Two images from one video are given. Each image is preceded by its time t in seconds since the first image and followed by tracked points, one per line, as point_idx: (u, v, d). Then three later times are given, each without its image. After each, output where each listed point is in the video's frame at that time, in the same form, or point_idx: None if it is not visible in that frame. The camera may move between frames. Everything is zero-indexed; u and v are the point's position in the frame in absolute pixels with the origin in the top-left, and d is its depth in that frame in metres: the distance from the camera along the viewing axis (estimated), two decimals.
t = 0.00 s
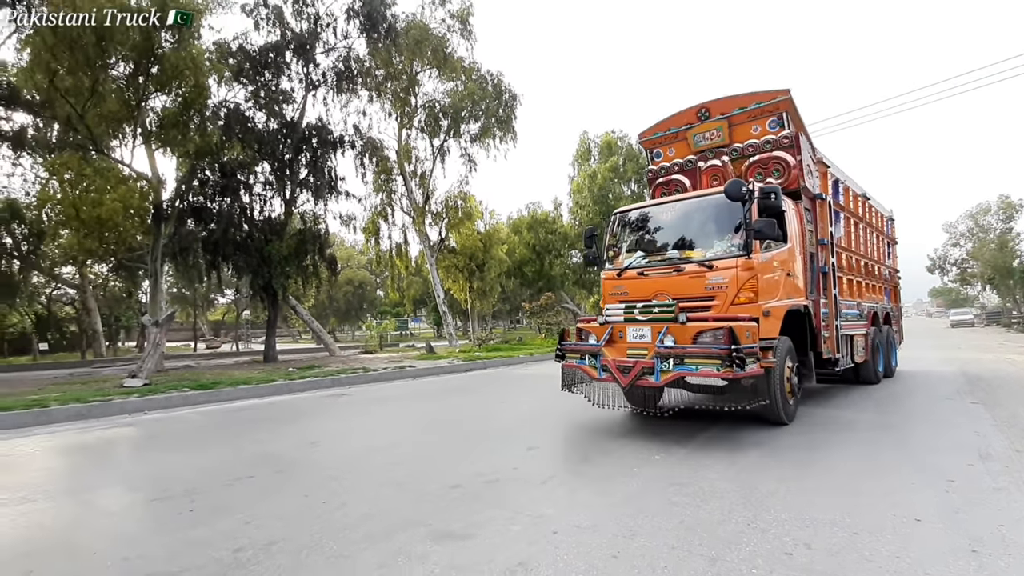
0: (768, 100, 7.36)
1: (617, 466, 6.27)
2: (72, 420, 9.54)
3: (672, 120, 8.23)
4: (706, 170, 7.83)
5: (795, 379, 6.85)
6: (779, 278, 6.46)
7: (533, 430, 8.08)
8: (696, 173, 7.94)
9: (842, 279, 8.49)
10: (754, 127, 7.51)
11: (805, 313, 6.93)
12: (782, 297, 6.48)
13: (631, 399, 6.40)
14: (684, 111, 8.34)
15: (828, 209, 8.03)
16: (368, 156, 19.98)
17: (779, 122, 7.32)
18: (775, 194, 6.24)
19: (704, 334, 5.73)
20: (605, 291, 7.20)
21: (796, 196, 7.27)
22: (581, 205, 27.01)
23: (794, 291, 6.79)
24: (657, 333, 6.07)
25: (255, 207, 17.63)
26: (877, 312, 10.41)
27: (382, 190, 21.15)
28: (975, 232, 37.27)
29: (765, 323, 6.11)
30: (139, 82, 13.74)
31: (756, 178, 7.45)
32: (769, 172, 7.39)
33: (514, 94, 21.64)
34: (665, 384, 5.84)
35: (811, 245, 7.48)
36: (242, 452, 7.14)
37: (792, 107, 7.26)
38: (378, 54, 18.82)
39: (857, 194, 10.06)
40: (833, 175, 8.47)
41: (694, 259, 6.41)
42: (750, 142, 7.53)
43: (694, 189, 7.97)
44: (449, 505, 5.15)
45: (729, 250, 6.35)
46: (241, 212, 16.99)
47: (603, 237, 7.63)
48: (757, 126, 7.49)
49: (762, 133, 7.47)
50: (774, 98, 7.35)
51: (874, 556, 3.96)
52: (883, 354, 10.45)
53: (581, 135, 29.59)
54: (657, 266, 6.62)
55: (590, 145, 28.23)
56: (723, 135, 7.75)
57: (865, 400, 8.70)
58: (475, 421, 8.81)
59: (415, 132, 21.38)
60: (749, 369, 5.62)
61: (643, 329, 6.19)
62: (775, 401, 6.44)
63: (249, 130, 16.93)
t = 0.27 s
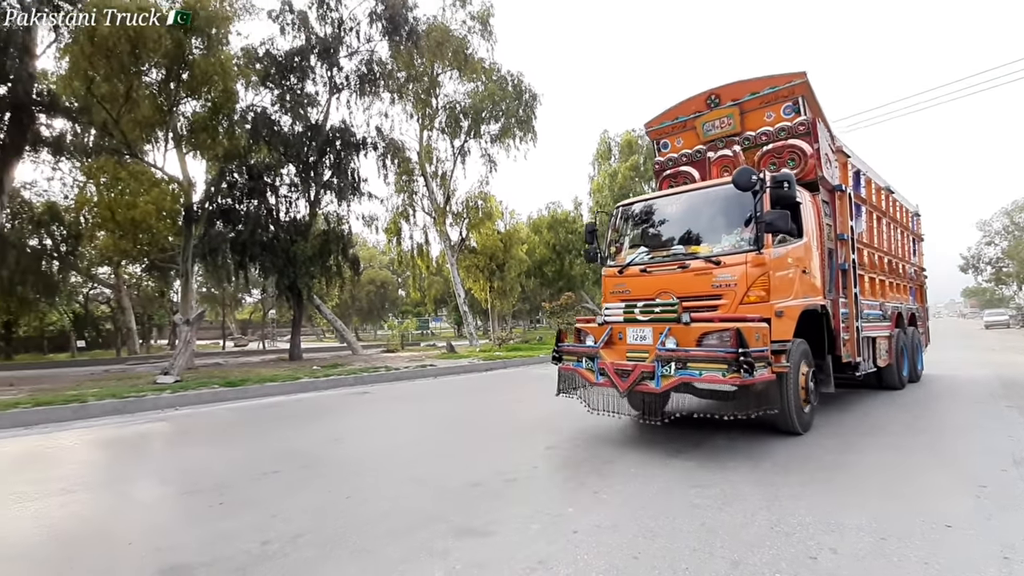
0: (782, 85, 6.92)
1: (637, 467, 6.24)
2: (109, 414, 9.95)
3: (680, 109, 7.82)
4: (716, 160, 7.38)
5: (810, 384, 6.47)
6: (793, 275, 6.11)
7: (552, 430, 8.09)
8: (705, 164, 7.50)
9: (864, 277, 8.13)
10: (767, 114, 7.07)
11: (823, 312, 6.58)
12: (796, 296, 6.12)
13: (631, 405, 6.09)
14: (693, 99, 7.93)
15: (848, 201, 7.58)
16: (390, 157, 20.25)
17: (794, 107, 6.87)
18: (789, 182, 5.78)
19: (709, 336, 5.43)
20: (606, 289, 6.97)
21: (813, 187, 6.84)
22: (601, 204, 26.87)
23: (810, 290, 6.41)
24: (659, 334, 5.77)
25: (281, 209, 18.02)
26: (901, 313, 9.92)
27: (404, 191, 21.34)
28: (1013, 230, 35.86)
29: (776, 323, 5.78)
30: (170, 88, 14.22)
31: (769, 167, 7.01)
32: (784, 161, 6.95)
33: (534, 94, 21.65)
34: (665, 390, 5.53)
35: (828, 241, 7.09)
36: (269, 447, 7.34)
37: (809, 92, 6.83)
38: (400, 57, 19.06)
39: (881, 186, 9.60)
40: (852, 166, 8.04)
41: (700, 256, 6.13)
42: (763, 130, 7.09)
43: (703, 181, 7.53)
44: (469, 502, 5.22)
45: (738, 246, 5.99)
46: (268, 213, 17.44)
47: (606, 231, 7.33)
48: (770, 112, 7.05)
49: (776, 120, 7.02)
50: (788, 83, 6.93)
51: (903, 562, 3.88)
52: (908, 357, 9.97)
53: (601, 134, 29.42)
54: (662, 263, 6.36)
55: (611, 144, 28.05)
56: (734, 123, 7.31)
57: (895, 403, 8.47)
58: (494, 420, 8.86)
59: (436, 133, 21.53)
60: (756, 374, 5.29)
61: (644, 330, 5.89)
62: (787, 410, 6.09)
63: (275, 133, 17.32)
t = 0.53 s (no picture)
0: (798, 66, 6.42)
1: (661, 468, 6.22)
2: (149, 409, 10.39)
3: (688, 95, 7.35)
4: (727, 150, 6.92)
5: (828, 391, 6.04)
6: (808, 272, 5.69)
7: (574, 429, 8.11)
8: (715, 154, 7.03)
9: (890, 274, 7.75)
10: (782, 99, 6.60)
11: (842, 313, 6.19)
12: (810, 296, 5.70)
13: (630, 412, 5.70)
14: (701, 84, 7.44)
15: (871, 191, 7.13)
16: (415, 159, 20.53)
17: (811, 90, 6.40)
18: (803, 168, 5.40)
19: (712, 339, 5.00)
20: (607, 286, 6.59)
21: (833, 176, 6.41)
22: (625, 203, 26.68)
23: (827, 288, 5.99)
24: (659, 336, 5.37)
25: (310, 210, 18.47)
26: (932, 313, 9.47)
27: (428, 192, 21.55)
28: None
29: (789, 324, 5.36)
30: (205, 94, 14.73)
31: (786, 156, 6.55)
32: (801, 149, 6.49)
33: (557, 93, 21.65)
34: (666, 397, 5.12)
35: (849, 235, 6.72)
36: (299, 443, 7.57)
37: (827, 72, 6.32)
38: (424, 59, 19.32)
39: (908, 177, 9.16)
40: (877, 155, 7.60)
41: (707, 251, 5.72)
42: (778, 116, 6.62)
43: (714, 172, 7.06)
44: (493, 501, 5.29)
45: (748, 240, 5.59)
46: (298, 215, 17.89)
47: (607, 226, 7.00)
48: (786, 97, 6.58)
49: (792, 105, 6.55)
50: (805, 64, 6.43)
51: (937, 569, 3.79)
52: (940, 361, 9.52)
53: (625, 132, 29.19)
54: (665, 259, 5.94)
55: (635, 143, 27.81)
56: (746, 109, 6.84)
57: (930, 407, 8.21)
58: (516, 420, 8.93)
59: (460, 134, 21.70)
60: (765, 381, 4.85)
61: (644, 331, 5.50)
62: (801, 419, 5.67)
63: (304, 136, 17.75)
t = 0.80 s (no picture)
0: (809, 45, 5.99)
1: (683, 469, 6.16)
2: (183, 405, 10.79)
3: (691, 81, 6.98)
4: (733, 138, 6.54)
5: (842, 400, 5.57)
6: (818, 267, 5.22)
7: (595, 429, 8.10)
8: (721, 143, 6.67)
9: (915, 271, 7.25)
10: (791, 82, 6.18)
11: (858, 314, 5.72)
12: (821, 293, 5.23)
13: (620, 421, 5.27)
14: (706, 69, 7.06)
15: (891, 179, 6.64)
16: (437, 159, 20.74)
17: (823, 71, 5.97)
18: (810, 153, 4.91)
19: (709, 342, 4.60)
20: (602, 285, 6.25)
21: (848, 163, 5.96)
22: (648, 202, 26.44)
23: (839, 284, 5.50)
24: (653, 338, 5.01)
25: (335, 211, 18.85)
26: (960, 313, 9.00)
27: (451, 192, 21.74)
28: None
29: (796, 324, 4.91)
30: (234, 98, 15.18)
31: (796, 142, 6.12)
32: (813, 135, 6.06)
33: (579, 92, 21.59)
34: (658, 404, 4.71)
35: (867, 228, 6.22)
36: (325, 440, 7.75)
37: (840, 51, 5.89)
38: (447, 60, 19.51)
39: (936, 168, 8.69)
40: (898, 142, 7.12)
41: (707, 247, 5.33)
42: (787, 100, 6.20)
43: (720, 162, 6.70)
44: (514, 499, 5.33)
45: (751, 232, 5.16)
46: (324, 216, 18.25)
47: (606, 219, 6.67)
48: (796, 79, 6.16)
49: (802, 87, 6.12)
50: (816, 43, 6.00)
51: None
52: (970, 366, 9.07)
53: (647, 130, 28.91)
54: (662, 255, 5.56)
55: (657, 140, 27.52)
56: (753, 94, 6.44)
57: (966, 411, 7.93)
58: (537, 419, 8.97)
59: (482, 134, 21.81)
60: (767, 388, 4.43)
61: (637, 333, 5.17)
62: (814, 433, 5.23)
63: (330, 139, 18.09)
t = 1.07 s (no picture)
0: (816, 22, 5.76)
1: (702, 468, 6.12)
2: (211, 400, 11.12)
3: (692, 64, 6.73)
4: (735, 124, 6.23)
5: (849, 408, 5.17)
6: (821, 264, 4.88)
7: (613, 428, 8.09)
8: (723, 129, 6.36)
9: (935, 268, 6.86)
10: (797, 61, 5.92)
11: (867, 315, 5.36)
12: (825, 292, 4.88)
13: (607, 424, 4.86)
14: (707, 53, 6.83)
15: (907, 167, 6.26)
16: (455, 159, 20.86)
17: (831, 49, 5.72)
18: (812, 134, 4.56)
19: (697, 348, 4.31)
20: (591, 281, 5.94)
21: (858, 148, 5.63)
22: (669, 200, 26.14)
23: (846, 283, 5.13)
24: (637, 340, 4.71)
25: (355, 211, 19.10)
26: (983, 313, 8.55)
27: (469, 191, 21.85)
28: None
29: (794, 326, 4.60)
30: (258, 101, 15.50)
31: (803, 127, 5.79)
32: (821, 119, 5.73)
33: (597, 90, 21.47)
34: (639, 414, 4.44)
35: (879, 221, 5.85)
36: (346, 436, 7.91)
37: (849, 27, 5.65)
38: (465, 60, 19.61)
39: (959, 157, 8.23)
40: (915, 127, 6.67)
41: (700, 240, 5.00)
42: (792, 82, 5.92)
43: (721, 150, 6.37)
44: (531, 497, 5.37)
45: (748, 224, 4.84)
46: (344, 215, 18.57)
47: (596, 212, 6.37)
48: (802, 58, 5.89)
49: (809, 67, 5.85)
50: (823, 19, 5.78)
51: None
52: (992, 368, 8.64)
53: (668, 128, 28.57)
54: (652, 250, 5.24)
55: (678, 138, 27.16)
56: (756, 75, 6.17)
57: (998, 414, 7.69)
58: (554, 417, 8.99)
59: (500, 133, 21.83)
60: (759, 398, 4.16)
61: (621, 334, 4.87)
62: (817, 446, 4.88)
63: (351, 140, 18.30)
